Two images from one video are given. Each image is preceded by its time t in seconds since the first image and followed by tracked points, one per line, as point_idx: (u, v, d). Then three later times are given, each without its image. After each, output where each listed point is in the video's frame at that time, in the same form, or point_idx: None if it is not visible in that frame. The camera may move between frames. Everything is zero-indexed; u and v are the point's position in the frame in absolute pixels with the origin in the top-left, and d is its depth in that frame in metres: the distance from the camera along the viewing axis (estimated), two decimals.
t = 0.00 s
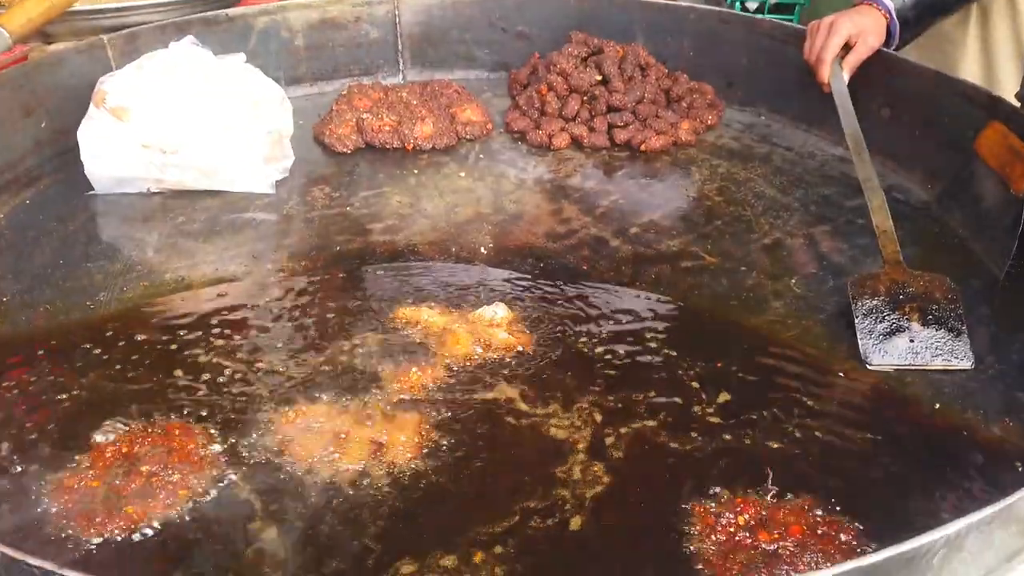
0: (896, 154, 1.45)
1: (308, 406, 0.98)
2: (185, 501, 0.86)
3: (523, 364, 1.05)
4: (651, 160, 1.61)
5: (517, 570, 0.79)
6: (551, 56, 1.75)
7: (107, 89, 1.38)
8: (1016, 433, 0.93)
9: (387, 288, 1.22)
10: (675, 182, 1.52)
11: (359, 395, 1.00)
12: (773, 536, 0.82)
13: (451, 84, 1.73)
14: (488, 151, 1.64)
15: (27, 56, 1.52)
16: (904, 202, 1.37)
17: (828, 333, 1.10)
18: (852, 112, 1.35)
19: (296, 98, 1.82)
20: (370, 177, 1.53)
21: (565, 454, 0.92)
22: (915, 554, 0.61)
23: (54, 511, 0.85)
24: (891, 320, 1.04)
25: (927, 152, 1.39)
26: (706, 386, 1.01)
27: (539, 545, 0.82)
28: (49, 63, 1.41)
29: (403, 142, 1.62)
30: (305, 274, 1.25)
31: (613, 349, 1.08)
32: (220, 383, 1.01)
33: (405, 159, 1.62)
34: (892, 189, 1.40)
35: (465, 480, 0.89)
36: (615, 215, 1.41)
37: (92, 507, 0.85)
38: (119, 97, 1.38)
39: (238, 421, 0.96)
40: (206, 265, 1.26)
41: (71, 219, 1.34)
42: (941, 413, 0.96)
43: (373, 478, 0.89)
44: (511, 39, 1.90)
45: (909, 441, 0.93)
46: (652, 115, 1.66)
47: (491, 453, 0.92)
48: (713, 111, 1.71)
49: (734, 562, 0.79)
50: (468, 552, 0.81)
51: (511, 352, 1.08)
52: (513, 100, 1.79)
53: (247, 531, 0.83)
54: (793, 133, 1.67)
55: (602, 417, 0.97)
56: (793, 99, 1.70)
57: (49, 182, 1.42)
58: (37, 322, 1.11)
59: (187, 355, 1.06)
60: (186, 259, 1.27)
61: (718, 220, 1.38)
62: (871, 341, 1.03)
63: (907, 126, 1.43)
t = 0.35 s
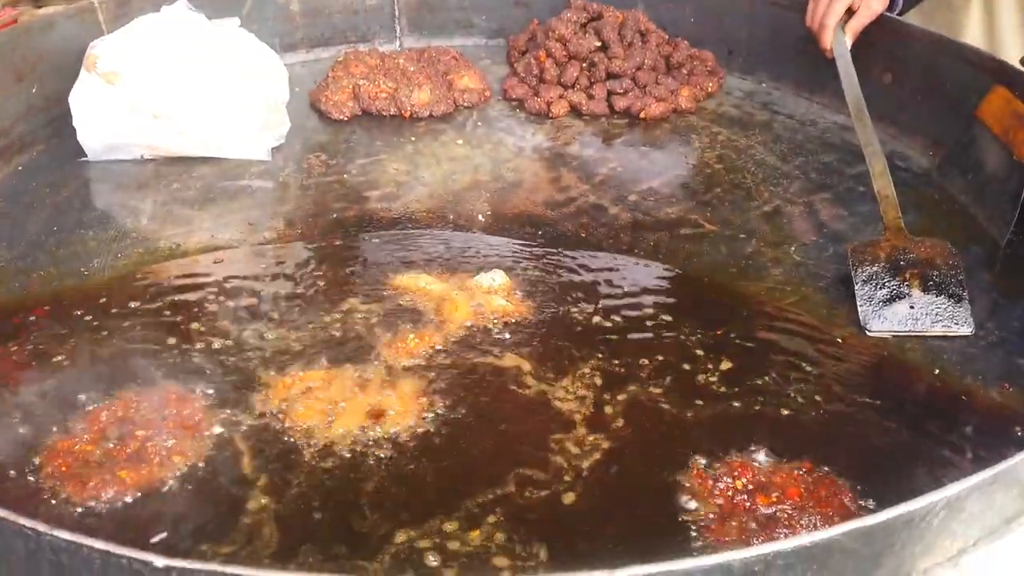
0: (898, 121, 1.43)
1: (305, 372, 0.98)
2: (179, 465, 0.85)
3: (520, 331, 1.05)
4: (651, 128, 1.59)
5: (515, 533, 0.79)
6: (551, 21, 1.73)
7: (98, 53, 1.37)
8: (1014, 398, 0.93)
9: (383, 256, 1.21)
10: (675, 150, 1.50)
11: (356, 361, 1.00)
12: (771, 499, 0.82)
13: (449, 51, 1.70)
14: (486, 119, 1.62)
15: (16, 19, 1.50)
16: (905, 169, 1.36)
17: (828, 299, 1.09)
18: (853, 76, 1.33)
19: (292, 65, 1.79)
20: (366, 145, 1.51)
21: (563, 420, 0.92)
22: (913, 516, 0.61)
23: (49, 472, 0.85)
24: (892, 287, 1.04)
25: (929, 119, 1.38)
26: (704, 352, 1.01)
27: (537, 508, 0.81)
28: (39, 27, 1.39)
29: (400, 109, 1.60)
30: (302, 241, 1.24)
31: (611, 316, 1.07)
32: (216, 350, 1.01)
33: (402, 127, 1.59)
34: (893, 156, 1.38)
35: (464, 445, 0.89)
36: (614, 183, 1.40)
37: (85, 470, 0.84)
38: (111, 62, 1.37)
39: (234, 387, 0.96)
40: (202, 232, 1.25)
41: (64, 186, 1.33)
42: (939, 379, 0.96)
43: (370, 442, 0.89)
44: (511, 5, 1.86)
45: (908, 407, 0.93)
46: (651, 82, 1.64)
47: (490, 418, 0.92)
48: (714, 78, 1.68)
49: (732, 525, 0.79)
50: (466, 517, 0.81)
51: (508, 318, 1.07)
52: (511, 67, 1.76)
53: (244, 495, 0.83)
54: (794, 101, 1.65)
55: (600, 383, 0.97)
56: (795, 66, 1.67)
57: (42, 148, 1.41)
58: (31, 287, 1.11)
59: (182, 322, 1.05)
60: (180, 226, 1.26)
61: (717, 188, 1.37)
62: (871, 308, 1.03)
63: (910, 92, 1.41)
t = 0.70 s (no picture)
0: (902, 93, 1.41)
1: (301, 344, 0.97)
2: (173, 437, 0.85)
3: (519, 303, 1.04)
4: (651, 100, 1.56)
5: (514, 503, 0.78)
6: None
7: (89, 23, 1.34)
8: (1015, 370, 0.93)
9: (380, 228, 1.20)
10: (676, 123, 1.48)
11: (353, 333, 0.99)
12: (771, 470, 0.82)
13: (447, 22, 1.67)
14: (484, 90, 1.59)
15: None
16: (909, 142, 1.34)
17: (829, 272, 1.08)
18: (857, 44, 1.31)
19: (287, 36, 1.76)
20: (363, 117, 1.49)
21: (563, 391, 0.91)
22: (916, 484, 0.60)
23: (42, 444, 0.84)
24: (893, 259, 1.03)
25: (934, 90, 1.36)
26: (705, 324, 1.00)
27: (536, 479, 0.81)
28: None
29: (397, 81, 1.57)
30: (298, 214, 1.23)
31: (610, 289, 1.06)
32: (210, 322, 1.00)
33: (399, 99, 1.56)
34: (896, 129, 1.36)
35: (464, 416, 0.88)
36: (614, 156, 1.38)
37: (78, 441, 0.84)
38: (103, 32, 1.35)
39: (230, 359, 0.95)
40: (196, 204, 1.23)
41: (56, 157, 1.31)
42: (940, 351, 0.96)
43: (367, 414, 0.88)
44: None
45: (908, 379, 0.92)
46: (652, 53, 1.61)
47: (490, 388, 0.92)
48: (715, 49, 1.65)
49: (732, 496, 0.79)
50: (464, 488, 0.80)
51: (506, 291, 1.06)
52: (510, 38, 1.73)
53: (239, 467, 0.82)
54: (797, 73, 1.63)
55: (601, 353, 0.96)
56: (798, 37, 1.65)
57: (33, 119, 1.39)
58: (24, 260, 1.10)
59: (177, 294, 1.04)
60: (174, 198, 1.24)
61: (718, 160, 1.35)
62: (872, 280, 1.02)
63: (915, 63, 1.39)
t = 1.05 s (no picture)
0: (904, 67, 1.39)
1: (296, 318, 0.96)
2: (165, 411, 0.84)
3: (516, 277, 1.03)
4: (651, 75, 1.54)
5: (511, 475, 0.78)
6: None
7: None
8: (1014, 344, 0.92)
9: (376, 203, 1.18)
10: (675, 97, 1.46)
11: (348, 307, 0.98)
12: (769, 442, 0.81)
13: None
14: (481, 65, 1.57)
15: None
16: (910, 116, 1.32)
17: (828, 247, 1.08)
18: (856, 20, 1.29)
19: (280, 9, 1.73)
20: (358, 91, 1.46)
21: (562, 362, 0.91)
22: (913, 455, 0.60)
23: (33, 417, 0.83)
24: (893, 234, 1.02)
25: (936, 65, 1.34)
26: (705, 297, 1.00)
27: (534, 451, 0.81)
28: None
29: (392, 55, 1.55)
30: (293, 189, 1.21)
31: (607, 264, 1.05)
32: (204, 297, 0.99)
33: (394, 73, 1.54)
34: (898, 103, 1.35)
35: (463, 388, 0.88)
36: (613, 131, 1.36)
37: (70, 414, 0.83)
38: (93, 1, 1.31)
39: (224, 334, 0.94)
40: (189, 178, 1.22)
41: (48, 131, 1.29)
42: (939, 325, 0.95)
43: (363, 388, 0.87)
44: None
45: (907, 353, 0.92)
46: (652, 27, 1.58)
47: (490, 360, 0.91)
48: (716, 23, 1.63)
49: (729, 468, 0.79)
50: (460, 461, 0.80)
51: (502, 266, 1.05)
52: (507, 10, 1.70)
53: (235, 440, 0.82)
54: (798, 47, 1.60)
55: (600, 326, 0.96)
56: (799, 10, 1.62)
57: (23, 92, 1.37)
58: (16, 234, 1.09)
59: (170, 269, 1.03)
60: (168, 173, 1.23)
61: (718, 135, 1.34)
62: (872, 254, 1.01)
63: (918, 37, 1.36)
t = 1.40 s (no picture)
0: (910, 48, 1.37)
1: (293, 301, 0.96)
2: (162, 394, 0.83)
3: (516, 260, 1.03)
4: (653, 55, 1.52)
5: (513, 456, 0.78)
6: None
7: None
8: (1019, 327, 0.92)
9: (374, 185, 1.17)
10: (678, 78, 1.44)
11: (347, 290, 0.97)
12: (771, 425, 0.81)
13: None
14: (481, 45, 1.54)
15: None
16: (915, 97, 1.31)
17: (831, 229, 1.07)
18: None
19: None
20: (356, 72, 1.44)
21: (564, 343, 0.90)
22: (920, 438, 0.60)
23: (29, 398, 0.83)
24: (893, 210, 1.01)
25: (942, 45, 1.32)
26: (707, 278, 0.99)
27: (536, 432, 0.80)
28: None
29: (391, 35, 1.53)
30: (291, 171, 1.20)
31: (609, 246, 1.05)
32: (202, 280, 0.98)
33: (393, 54, 1.52)
34: (903, 84, 1.33)
35: (464, 369, 0.87)
36: (614, 113, 1.35)
37: (66, 397, 0.83)
38: None
39: (222, 316, 0.93)
40: (186, 160, 1.21)
41: (43, 112, 1.28)
42: (943, 307, 0.94)
43: (363, 370, 0.87)
44: None
45: (911, 335, 0.91)
46: (653, 7, 1.56)
47: (491, 342, 0.91)
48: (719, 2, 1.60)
49: (732, 450, 0.79)
50: (462, 444, 0.79)
51: (503, 248, 1.04)
52: None
53: (235, 424, 0.81)
54: (802, 27, 1.58)
55: (602, 308, 0.95)
56: None
57: (18, 72, 1.35)
58: (12, 216, 1.07)
59: (167, 252, 1.02)
60: (164, 154, 1.21)
61: (720, 116, 1.32)
62: (871, 236, 1.00)
63: (923, 17, 1.34)
